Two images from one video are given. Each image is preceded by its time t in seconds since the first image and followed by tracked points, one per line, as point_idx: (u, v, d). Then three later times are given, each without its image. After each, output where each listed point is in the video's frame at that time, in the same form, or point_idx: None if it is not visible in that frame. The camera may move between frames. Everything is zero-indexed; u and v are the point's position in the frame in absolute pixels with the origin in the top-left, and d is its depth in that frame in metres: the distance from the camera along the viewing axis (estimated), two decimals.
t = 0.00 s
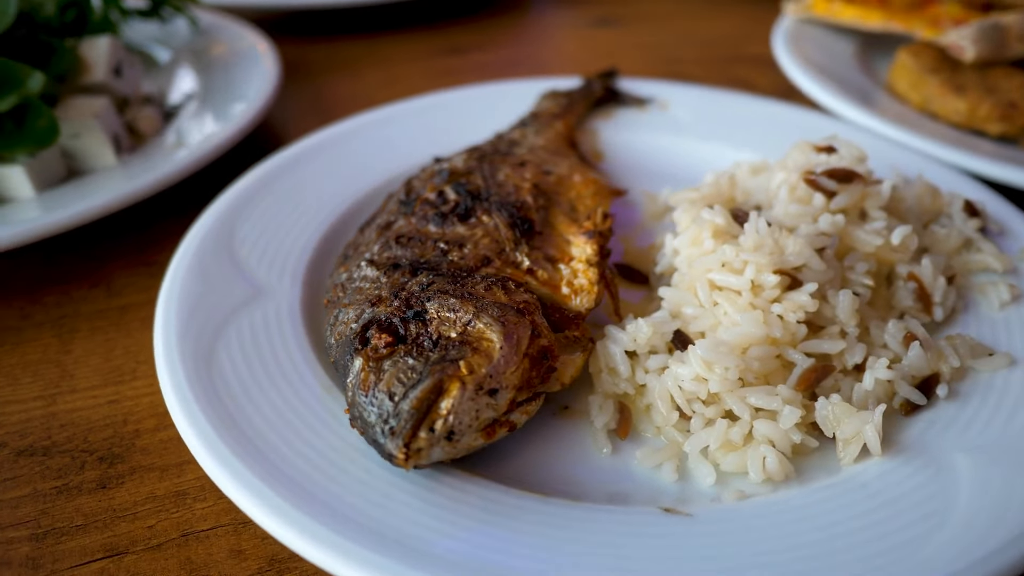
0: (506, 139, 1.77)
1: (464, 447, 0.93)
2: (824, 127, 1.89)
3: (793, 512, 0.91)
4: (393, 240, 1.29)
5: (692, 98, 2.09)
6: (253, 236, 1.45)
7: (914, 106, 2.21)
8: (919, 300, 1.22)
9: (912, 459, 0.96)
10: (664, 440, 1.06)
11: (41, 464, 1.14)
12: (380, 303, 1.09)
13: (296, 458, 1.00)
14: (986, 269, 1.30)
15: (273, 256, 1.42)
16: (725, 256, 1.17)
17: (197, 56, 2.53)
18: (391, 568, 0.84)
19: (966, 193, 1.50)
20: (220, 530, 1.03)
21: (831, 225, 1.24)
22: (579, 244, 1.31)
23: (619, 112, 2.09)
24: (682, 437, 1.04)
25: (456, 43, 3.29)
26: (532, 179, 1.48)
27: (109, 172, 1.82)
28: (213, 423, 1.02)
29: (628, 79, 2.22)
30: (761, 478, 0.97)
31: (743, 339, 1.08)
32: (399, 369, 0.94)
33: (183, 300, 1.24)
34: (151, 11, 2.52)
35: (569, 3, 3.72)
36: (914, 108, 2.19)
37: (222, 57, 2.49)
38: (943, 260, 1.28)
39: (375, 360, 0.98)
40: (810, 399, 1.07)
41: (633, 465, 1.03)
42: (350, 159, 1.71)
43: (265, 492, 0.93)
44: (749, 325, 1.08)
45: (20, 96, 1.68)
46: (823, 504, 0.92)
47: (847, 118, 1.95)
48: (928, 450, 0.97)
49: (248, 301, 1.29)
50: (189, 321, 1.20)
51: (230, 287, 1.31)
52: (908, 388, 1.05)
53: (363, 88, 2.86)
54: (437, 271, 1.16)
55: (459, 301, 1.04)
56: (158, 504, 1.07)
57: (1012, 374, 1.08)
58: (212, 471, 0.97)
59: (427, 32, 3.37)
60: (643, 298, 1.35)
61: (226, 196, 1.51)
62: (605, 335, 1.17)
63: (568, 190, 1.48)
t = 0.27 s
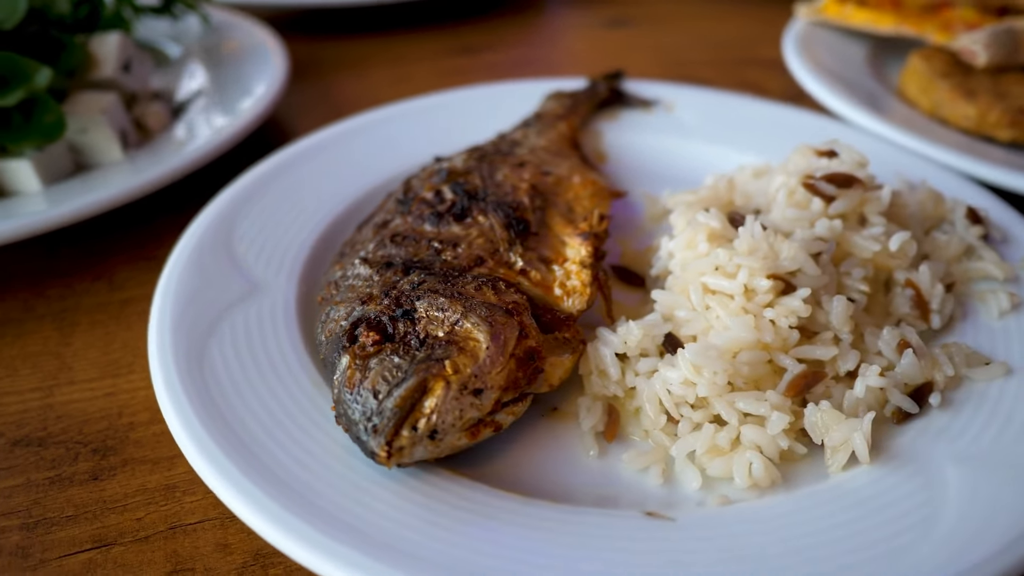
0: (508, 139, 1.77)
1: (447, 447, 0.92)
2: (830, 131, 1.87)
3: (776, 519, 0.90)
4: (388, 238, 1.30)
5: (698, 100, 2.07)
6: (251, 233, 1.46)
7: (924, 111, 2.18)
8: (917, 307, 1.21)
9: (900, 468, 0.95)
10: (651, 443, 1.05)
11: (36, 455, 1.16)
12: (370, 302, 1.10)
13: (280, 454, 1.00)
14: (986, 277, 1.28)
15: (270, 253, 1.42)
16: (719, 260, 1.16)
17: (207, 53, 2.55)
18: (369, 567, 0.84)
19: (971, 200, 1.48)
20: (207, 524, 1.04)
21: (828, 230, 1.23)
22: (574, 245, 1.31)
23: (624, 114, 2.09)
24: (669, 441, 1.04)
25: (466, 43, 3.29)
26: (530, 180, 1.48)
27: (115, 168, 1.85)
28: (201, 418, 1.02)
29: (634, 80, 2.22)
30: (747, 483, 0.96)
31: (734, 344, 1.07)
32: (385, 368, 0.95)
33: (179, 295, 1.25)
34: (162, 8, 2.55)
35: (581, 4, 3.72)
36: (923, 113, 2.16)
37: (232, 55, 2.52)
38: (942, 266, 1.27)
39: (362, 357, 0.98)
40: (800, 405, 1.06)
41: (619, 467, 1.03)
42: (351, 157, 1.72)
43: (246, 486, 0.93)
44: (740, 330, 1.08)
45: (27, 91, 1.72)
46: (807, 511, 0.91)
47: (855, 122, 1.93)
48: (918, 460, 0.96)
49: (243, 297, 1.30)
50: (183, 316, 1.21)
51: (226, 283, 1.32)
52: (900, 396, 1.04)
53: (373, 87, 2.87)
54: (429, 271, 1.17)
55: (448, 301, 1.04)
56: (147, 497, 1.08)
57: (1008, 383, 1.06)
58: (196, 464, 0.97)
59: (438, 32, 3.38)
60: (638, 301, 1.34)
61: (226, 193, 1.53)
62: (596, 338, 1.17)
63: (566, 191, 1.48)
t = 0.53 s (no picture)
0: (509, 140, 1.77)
1: (433, 446, 0.93)
2: (835, 135, 1.86)
3: (761, 525, 0.90)
4: (384, 237, 1.30)
5: (702, 102, 2.07)
6: (250, 230, 1.47)
7: (931, 116, 2.16)
8: (913, 314, 1.20)
9: (889, 476, 0.94)
10: (640, 446, 1.05)
11: (32, 447, 1.17)
12: (362, 300, 1.10)
13: (267, 449, 1.00)
14: (986, 284, 1.27)
15: (268, 251, 1.43)
16: (713, 263, 1.16)
17: (216, 51, 2.58)
18: (349, 565, 0.84)
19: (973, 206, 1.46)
20: (196, 518, 1.05)
21: (824, 234, 1.22)
22: (569, 246, 1.31)
23: (628, 115, 2.08)
24: (658, 444, 1.03)
25: (475, 43, 3.29)
26: (528, 181, 1.48)
27: (120, 163, 1.88)
28: (191, 413, 1.03)
29: (639, 82, 2.21)
30: (734, 488, 0.95)
31: (725, 347, 1.07)
32: (372, 366, 0.95)
33: (176, 291, 1.27)
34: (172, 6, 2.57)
35: (591, 5, 3.71)
36: (931, 118, 2.14)
37: (241, 54, 2.54)
38: (940, 272, 1.26)
39: (350, 356, 0.98)
40: (791, 411, 1.05)
41: (607, 470, 1.03)
42: (352, 157, 1.72)
43: (232, 481, 0.94)
44: (732, 334, 1.07)
45: (33, 86, 1.75)
46: (793, 517, 0.90)
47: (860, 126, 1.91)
48: (907, 468, 0.95)
49: (238, 294, 1.30)
50: (178, 312, 1.22)
51: (223, 279, 1.33)
52: (892, 403, 1.03)
53: (380, 86, 2.88)
54: (423, 270, 1.17)
55: (439, 300, 1.05)
56: (139, 491, 1.09)
57: (1003, 392, 1.05)
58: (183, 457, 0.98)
59: (447, 31, 3.39)
60: (633, 302, 1.34)
61: (227, 191, 1.54)
62: (588, 339, 1.16)
63: (564, 192, 1.48)
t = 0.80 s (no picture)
0: (510, 141, 1.78)
1: (415, 444, 0.93)
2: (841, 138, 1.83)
3: (742, 531, 0.89)
4: (379, 236, 1.31)
5: (708, 105, 2.05)
6: (249, 227, 1.48)
7: (941, 122, 2.14)
8: (909, 321, 1.18)
9: (875, 485, 0.93)
10: (626, 450, 1.04)
11: (28, 438, 1.19)
12: (352, 298, 1.10)
13: (252, 443, 1.01)
14: (985, 292, 1.25)
15: (266, 248, 1.44)
16: (705, 267, 1.15)
17: (226, 49, 2.61)
18: (328, 564, 0.83)
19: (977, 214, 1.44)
20: (184, 511, 1.05)
21: (819, 239, 1.21)
22: (564, 248, 1.30)
23: (633, 118, 2.08)
24: (644, 448, 1.03)
25: (485, 43, 3.30)
26: (526, 181, 1.48)
27: (126, 158, 1.91)
28: (180, 409, 1.03)
29: (645, 84, 2.20)
30: (717, 494, 0.95)
31: (714, 352, 1.06)
32: (358, 364, 0.95)
33: (172, 286, 1.28)
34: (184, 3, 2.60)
35: (603, 6, 3.71)
36: (940, 124, 2.12)
37: (251, 52, 2.56)
38: (938, 280, 1.24)
39: (337, 353, 0.99)
40: (780, 417, 1.04)
41: (592, 472, 1.02)
42: (354, 155, 1.73)
43: (215, 473, 0.94)
44: (721, 338, 1.06)
45: (39, 82, 1.79)
46: (775, 525, 0.90)
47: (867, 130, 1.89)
48: (894, 477, 0.94)
49: (234, 290, 1.31)
50: (173, 307, 1.23)
51: (219, 276, 1.34)
52: (882, 411, 1.02)
53: (389, 86, 2.89)
54: (414, 269, 1.17)
55: (428, 299, 1.05)
56: (129, 483, 1.10)
57: (996, 403, 1.04)
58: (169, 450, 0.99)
59: (458, 31, 3.40)
60: (628, 305, 1.34)
61: (228, 188, 1.56)
62: (579, 341, 1.16)
63: (561, 194, 1.48)
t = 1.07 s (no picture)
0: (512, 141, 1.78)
1: (398, 443, 0.93)
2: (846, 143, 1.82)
3: (723, 537, 0.88)
4: (374, 235, 1.31)
5: (713, 108, 2.04)
6: (249, 224, 1.50)
7: (950, 127, 2.11)
8: (904, 328, 1.17)
9: (860, 494, 0.92)
10: (613, 453, 1.04)
11: (24, 429, 1.21)
12: (343, 296, 1.11)
13: (238, 438, 1.02)
14: (985, 300, 1.23)
15: (264, 244, 1.45)
16: (697, 271, 1.14)
17: (237, 47, 2.63)
18: (308, 561, 0.84)
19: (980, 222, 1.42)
20: (171, 504, 1.07)
21: (815, 244, 1.20)
22: (558, 249, 1.30)
23: (637, 119, 2.07)
24: (630, 451, 1.02)
25: (495, 43, 3.30)
26: (523, 182, 1.48)
27: (133, 153, 1.94)
28: (169, 404, 1.04)
29: (651, 86, 2.20)
30: (701, 499, 0.94)
31: (703, 356, 1.05)
32: (344, 361, 0.96)
33: (168, 280, 1.30)
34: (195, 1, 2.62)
35: (615, 8, 3.70)
36: (949, 130, 2.09)
37: (260, 50, 2.59)
38: (935, 287, 1.23)
39: (324, 350, 0.99)
40: (768, 423, 1.04)
41: (578, 474, 1.02)
42: (356, 154, 1.74)
43: (198, 466, 0.95)
44: (711, 342, 1.05)
45: (46, 79, 1.82)
46: (756, 531, 0.89)
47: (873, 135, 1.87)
48: (881, 486, 0.93)
49: (229, 286, 1.32)
50: (168, 301, 1.25)
51: (216, 271, 1.35)
52: (872, 419, 1.01)
53: (398, 86, 2.91)
54: (406, 268, 1.18)
55: (417, 298, 1.05)
56: (121, 475, 1.12)
57: (989, 413, 1.03)
58: (156, 442, 1.00)
59: (468, 31, 3.40)
60: (622, 307, 1.33)
61: (230, 185, 1.57)
62: (569, 343, 1.16)
63: (559, 195, 1.48)
